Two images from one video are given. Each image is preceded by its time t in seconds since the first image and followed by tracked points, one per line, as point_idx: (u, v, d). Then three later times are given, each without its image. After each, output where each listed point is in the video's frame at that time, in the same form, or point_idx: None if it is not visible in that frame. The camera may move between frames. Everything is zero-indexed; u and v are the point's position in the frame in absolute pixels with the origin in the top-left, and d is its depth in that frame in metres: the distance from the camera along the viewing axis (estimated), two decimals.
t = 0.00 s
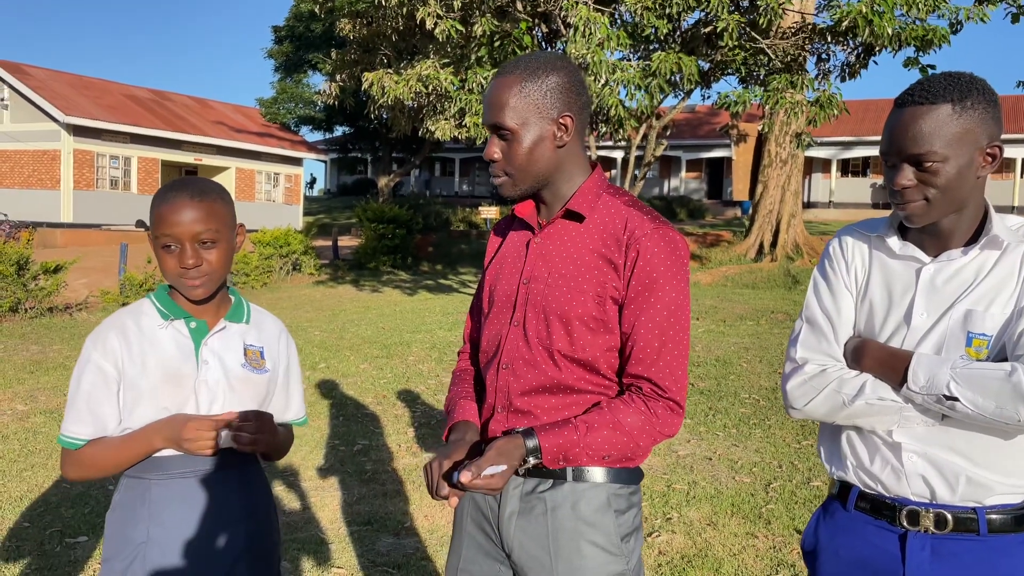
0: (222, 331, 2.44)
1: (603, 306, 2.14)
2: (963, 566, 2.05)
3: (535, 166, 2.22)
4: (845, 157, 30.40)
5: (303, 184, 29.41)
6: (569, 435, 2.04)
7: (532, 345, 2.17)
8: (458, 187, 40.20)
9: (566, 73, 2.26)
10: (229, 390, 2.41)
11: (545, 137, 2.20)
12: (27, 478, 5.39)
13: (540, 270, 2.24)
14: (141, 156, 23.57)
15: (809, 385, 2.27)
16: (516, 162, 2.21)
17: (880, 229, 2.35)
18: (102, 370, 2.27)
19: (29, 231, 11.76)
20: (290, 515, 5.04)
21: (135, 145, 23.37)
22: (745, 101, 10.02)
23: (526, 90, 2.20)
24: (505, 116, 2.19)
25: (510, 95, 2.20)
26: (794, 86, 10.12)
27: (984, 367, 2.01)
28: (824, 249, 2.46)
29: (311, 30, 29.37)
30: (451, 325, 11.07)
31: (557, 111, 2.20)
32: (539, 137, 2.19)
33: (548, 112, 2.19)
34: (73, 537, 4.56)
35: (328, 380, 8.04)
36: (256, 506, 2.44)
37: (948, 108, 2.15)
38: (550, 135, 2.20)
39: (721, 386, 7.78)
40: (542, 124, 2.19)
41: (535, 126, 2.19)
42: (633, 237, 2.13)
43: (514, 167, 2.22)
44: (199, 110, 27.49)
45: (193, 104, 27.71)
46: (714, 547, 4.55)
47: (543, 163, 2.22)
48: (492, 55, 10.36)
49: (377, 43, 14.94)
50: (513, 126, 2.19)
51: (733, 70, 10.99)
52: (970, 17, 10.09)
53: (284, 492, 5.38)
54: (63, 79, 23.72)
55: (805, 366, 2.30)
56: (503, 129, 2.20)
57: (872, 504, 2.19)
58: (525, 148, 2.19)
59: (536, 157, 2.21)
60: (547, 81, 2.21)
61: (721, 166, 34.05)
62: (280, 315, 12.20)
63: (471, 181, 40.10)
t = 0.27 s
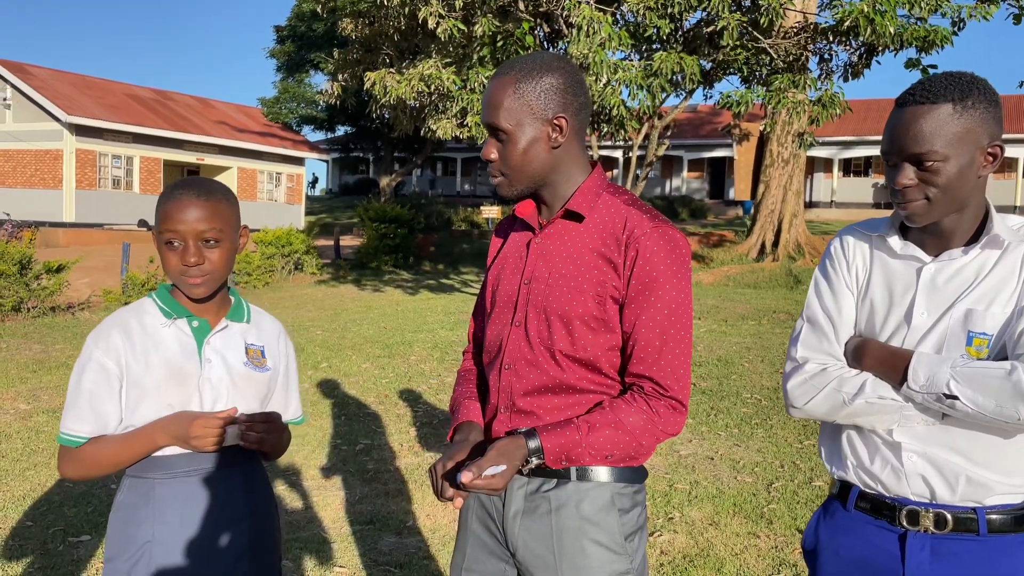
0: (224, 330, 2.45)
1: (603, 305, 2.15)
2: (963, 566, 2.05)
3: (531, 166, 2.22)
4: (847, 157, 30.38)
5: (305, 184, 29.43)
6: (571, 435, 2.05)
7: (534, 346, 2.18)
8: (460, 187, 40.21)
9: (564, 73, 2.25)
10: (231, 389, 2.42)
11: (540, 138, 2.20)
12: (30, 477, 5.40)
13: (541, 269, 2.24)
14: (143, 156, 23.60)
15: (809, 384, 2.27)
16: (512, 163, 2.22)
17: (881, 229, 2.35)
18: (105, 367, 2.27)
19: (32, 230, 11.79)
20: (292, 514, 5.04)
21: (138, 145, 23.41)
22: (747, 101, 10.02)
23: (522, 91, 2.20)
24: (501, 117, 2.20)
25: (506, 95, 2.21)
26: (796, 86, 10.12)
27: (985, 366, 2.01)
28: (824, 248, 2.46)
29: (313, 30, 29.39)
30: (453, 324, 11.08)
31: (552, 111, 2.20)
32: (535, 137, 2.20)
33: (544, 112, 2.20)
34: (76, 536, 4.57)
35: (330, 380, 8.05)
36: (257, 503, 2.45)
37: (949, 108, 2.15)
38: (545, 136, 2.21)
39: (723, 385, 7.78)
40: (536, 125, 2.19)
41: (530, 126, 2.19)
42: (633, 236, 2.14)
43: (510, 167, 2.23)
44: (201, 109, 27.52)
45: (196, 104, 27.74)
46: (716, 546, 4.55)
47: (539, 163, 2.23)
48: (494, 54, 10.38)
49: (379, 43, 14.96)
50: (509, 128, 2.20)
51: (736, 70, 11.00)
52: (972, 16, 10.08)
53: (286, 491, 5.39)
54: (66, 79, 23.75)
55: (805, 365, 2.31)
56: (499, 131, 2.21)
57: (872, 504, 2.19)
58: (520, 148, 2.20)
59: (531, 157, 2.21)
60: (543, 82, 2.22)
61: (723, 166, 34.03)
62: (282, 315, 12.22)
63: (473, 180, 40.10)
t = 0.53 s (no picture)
0: (227, 331, 2.46)
1: (602, 304, 2.15)
2: (962, 565, 2.05)
3: (527, 165, 2.23)
4: (848, 156, 30.34)
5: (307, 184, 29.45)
6: (569, 435, 2.05)
7: (533, 345, 2.18)
8: (462, 186, 40.21)
9: (563, 72, 2.25)
10: (235, 388, 2.44)
11: (537, 137, 2.21)
12: (32, 477, 5.41)
13: (541, 268, 2.24)
14: (144, 155, 23.61)
15: (810, 383, 2.27)
16: (508, 162, 2.23)
17: (880, 229, 2.35)
18: (112, 365, 2.26)
19: (34, 230, 11.80)
20: (294, 513, 5.05)
21: (139, 144, 23.42)
22: (748, 100, 10.01)
23: (520, 90, 2.21)
24: (497, 116, 2.21)
25: (502, 94, 2.22)
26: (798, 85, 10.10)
27: (984, 366, 2.01)
28: (824, 248, 2.46)
29: (315, 29, 29.40)
30: (454, 324, 11.08)
31: (549, 110, 2.20)
32: (531, 137, 2.20)
33: (540, 111, 2.20)
34: (78, 536, 4.57)
35: (331, 379, 8.05)
36: (261, 500, 2.46)
37: (947, 108, 2.15)
38: (542, 135, 2.21)
39: (725, 385, 7.78)
40: (533, 124, 2.20)
41: (526, 125, 2.20)
42: (631, 235, 2.14)
43: (506, 166, 2.23)
44: (203, 109, 27.54)
45: (197, 103, 27.75)
46: (717, 546, 4.55)
47: (536, 162, 2.23)
48: (495, 54, 10.38)
49: (380, 42, 14.95)
50: (505, 127, 2.20)
51: (737, 69, 11.00)
52: (974, 15, 10.06)
53: (288, 491, 5.39)
54: (67, 79, 23.76)
55: (805, 364, 2.31)
56: (495, 130, 2.22)
57: (872, 503, 2.19)
58: (516, 147, 2.21)
59: (528, 157, 2.22)
60: (541, 81, 2.22)
61: (724, 165, 34.01)
62: (284, 314, 12.22)
63: (474, 179, 40.09)
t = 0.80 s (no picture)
0: (228, 332, 2.45)
1: (601, 304, 2.14)
2: (963, 565, 2.05)
3: (530, 163, 2.22)
4: (848, 155, 30.34)
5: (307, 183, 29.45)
6: (567, 435, 2.05)
7: (532, 344, 2.18)
8: (462, 185, 40.22)
9: (564, 70, 2.25)
10: (235, 389, 2.43)
11: (539, 135, 2.20)
12: (31, 476, 5.41)
13: (540, 267, 2.24)
14: (145, 155, 23.62)
15: (809, 382, 2.27)
16: (510, 160, 2.22)
17: (880, 227, 2.35)
18: (114, 367, 2.27)
19: (34, 229, 11.80)
20: (294, 513, 5.05)
21: (139, 143, 23.42)
22: (748, 99, 10.00)
23: (522, 88, 2.21)
24: (500, 113, 2.20)
25: (504, 92, 2.21)
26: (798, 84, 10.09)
27: (985, 365, 2.01)
28: (824, 246, 2.45)
29: (315, 28, 29.39)
30: (454, 323, 11.08)
31: (551, 108, 2.20)
32: (533, 134, 2.20)
33: (543, 108, 2.20)
34: (77, 535, 4.57)
35: (331, 378, 8.05)
36: (263, 498, 2.45)
37: (947, 106, 2.14)
38: (543, 133, 2.20)
39: (724, 384, 7.78)
40: (535, 122, 2.19)
41: (528, 123, 2.19)
42: (630, 234, 2.14)
43: (509, 163, 2.23)
44: (203, 108, 27.54)
45: (197, 103, 27.75)
46: (717, 545, 4.55)
47: (538, 159, 2.22)
48: (494, 53, 10.38)
49: (380, 41, 14.96)
50: (507, 124, 2.20)
51: (737, 68, 10.99)
52: (974, 15, 10.07)
53: (288, 490, 5.39)
54: (67, 78, 23.75)
55: (805, 363, 2.31)
56: (497, 128, 2.22)
57: (872, 502, 2.19)
58: (519, 145, 2.20)
59: (529, 155, 2.22)
60: (542, 78, 2.21)
61: (724, 165, 34.00)
62: (284, 313, 12.23)
63: (474, 179, 40.11)
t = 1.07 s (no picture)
0: (226, 332, 2.44)
1: (600, 304, 2.14)
2: (962, 564, 2.05)
3: (530, 162, 2.22)
4: (847, 155, 30.35)
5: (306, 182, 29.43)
6: (567, 435, 2.05)
7: (531, 344, 2.18)
8: (461, 185, 40.21)
9: (563, 69, 2.25)
10: (232, 389, 2.42)
11: (538, 134, 2.20)
12: (29, 476, 5.40)
13: (540, 267, 2.24)
14: (143, 154, 23.59)
15: (808, 382, 2.27)
16: (510, 158, 2.22)
17: (879, 226, 2.34)
18: (113, 366, 2.28)
19: (32, 229, 11.79)
20: (292, 513, 5.04)
21: (138, 143, 23.40)
22: (747, 99, 10.00)
23: (522, 87, 2.20)
24: (500, 112, 2.20)
25: (504, 90, 2.21)
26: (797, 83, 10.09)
27: (985, 364, 2.01)
28: (823, 245, 2.45)
29: (314, 28, 29.37)
30: (453, 323, 11.07)
31: (551, 107, 2.20)
32: (532, 133, 2.19)
33: (543, 107, 2.19)
34: (75, 535, 4.56)
35: (330, 378, 8.05)
36: (263, 498, 2.44)
37: (946, 105, 2.14)
38: (543, 132, 2.20)
39: (723, 384, 7.77)
40: (535, 121, 2.19)
41: (528, 121, 2.19)
42: (630, 234, 2.13)
43: (509, 161, 2.22)
44: (202, 108, 27.51)
45: (196, 102, 27.73)
46: (716, 545, 4.54)
47: (538, 158, 2.22)
48: (493, 52, 10.38)
49: (379, 40, 14.96)
50: (507, 123, 2.20)
51: (736, 68, 10.99)
52: (973, 15, 10.07)
53: (286, 490, 5.38)
54: (65, 77, 23.72)
55: (804, 362, 2.31)
56: (497, 126, 2.21)
57: (871, 502, 2.18)
58: (519, 144, 2.20)
59: (529, 154, 2.21)
60: (541, 77, 2.21)
61: (723, 164, 34.00)
62: (283, 313, 12.22)
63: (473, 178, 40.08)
